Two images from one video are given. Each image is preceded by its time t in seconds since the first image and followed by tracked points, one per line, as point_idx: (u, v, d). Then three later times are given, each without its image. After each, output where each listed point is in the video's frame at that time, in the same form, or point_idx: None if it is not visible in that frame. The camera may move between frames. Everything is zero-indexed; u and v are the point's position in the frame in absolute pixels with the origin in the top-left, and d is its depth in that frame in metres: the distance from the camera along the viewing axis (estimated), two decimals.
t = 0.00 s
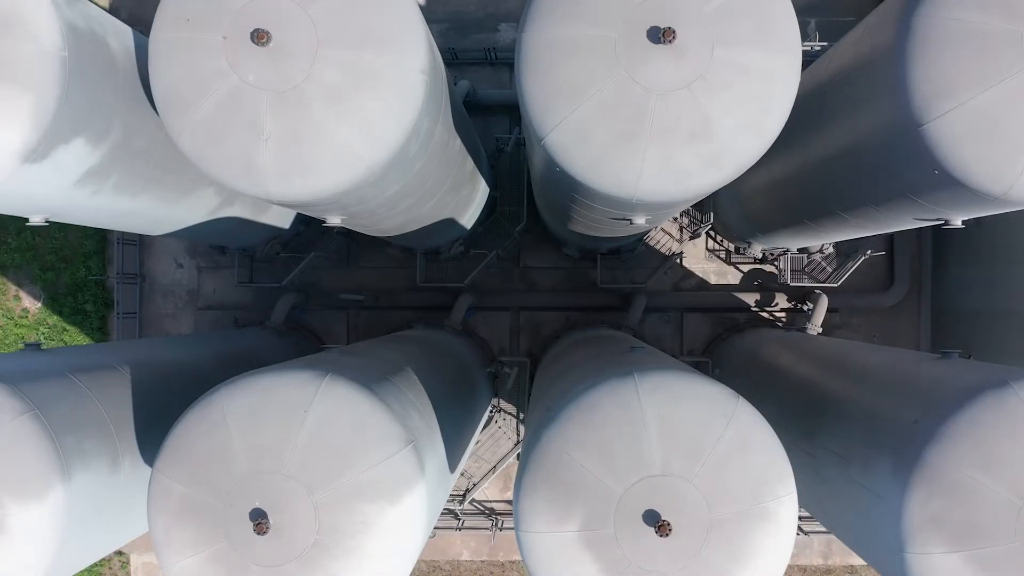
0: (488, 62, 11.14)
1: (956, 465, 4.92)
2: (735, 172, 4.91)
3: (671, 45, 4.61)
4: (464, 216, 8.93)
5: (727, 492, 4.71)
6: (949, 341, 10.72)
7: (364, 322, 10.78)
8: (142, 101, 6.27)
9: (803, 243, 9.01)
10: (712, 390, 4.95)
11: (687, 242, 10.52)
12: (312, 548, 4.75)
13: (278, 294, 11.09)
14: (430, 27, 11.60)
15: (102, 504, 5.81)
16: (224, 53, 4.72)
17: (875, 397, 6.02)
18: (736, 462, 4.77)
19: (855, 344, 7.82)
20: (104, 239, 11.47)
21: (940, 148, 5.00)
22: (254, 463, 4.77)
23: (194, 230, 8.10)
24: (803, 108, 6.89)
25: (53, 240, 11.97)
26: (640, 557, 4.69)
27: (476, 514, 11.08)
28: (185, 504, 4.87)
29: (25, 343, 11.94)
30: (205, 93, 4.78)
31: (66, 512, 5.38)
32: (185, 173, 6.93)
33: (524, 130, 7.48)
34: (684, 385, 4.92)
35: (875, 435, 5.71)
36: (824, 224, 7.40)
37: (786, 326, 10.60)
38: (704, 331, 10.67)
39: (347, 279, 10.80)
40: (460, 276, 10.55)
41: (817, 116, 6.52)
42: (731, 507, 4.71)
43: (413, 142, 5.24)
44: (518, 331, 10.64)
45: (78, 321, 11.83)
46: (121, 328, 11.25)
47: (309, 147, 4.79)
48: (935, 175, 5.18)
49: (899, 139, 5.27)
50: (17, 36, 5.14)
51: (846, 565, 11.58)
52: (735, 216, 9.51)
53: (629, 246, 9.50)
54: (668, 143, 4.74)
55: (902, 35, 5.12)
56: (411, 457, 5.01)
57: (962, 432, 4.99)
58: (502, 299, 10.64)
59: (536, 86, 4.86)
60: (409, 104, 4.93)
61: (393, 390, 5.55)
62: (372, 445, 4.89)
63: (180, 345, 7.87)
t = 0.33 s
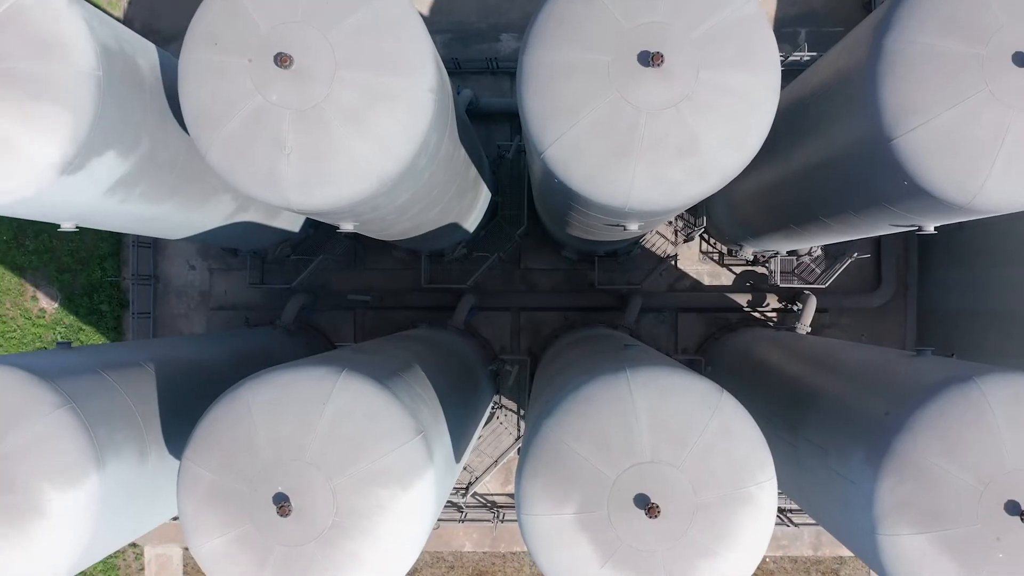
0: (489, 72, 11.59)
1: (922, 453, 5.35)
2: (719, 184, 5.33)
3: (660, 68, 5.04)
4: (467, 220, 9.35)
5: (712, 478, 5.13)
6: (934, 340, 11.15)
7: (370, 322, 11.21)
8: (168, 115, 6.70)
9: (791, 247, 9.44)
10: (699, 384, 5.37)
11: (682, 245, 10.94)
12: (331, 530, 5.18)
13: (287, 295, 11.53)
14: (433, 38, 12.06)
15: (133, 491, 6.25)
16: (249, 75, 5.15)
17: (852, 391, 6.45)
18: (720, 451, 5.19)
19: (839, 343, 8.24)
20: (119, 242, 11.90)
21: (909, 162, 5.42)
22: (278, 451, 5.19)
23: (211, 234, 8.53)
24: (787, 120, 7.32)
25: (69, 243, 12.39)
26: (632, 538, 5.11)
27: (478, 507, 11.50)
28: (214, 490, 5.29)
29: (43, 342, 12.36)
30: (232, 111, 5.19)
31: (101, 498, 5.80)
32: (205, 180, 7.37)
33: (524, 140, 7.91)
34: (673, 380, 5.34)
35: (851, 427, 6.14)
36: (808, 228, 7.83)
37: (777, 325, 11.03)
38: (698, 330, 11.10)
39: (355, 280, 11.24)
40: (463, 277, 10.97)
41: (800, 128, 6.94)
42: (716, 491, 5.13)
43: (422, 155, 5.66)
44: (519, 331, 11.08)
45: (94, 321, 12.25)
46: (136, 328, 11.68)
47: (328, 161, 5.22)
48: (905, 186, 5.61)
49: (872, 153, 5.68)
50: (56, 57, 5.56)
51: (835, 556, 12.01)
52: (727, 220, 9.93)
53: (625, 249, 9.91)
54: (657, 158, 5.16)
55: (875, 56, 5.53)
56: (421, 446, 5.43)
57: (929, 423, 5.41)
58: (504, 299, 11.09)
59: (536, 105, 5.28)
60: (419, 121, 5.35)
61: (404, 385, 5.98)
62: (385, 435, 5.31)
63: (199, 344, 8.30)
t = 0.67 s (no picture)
0: (492, 80, 12.07)
1: (892, 440, 5.82)
2: (705, 194, 5.80)
3: (650, 88, 5.51)
4: (471, 224, 9.81)
5: (699, 464, 5.60)
6: (917, 338, 11.64)
7: (378, 321, 11.69)
8: (193, 127, 7.17)
9: (780, 250, 9.90)
10: (687, 377, 5.84)
11: (676, 247, 11.36)
12: (349, 510, 5.64)
13: (298, 295, 12.00)
14: (438, 47, 12.55)
15: (163, 478, 6.72)
16: (275, 94, 5.61)
17: (832, 385, 6.92)
18: (707, 439, 5.66)
19: (825, 341, 8.71)
20: (135, 244, 12.39)
21: (881, 173, 5.88)
22: (301, 439, 5.67)
23: (228, 237, 9.00)
24: (774, 131, 7.80)
25: (87, 245, 12.87)
26: (626, 518, 5.57)
27: (481, 499, 12.00)
28: (241, 475, 5.76)
29: (62, 341, 12.84)
30: (258, 127, 5.66)
31: (135, 483, 6.27)
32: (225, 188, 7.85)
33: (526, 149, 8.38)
34: (663, 374, 5.82)
35: (829, 418, 6.61)
36: (793, 232, 8.30)
37: (768, 324, 11.50)
38: (692, 329, 11.57)
39: (363, 281, 11.73)
40: (467, 278, 11.46)
41: (785, 139, 7.42)
42: (702, 476, 5.60)
43: (432, 166, 6.13)
44: (520, 330, 11.57)
45: (111, 321, 12.72)
46: (152, 327, 12.17)
47: (347, 172, 5.69)
48: (878, 195, 6.08)
49: (847, 164, 6.15)
50: (95, 76, 6.02)
51: (824, 546, 12.52)
52: (719, 224, 10.41)
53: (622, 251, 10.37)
54: (649, 170, 5.62)
55: (850, 76, 6.01)
56: (431, 435, 5.91)
57: (899, 414, 5.88)
58: (506, 300, 11.57)
59: (538, 121, 5.75)
60: (430, 135, 5.82)
61: (415, 379, 6.45)
62: (399, 424, 5.78)
63: (217, 342, 8.78)
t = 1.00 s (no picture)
0: (494, 88, 12.49)
1: (871, 431, 6.24)
2: (697, 201, 6.23)
3: (645, 103, 5.92)
4: (475, 227, 10.24)
5: (691, 453, 6.02)
6: (906, 337, 12.07)
7: (384, 321, 12.13)
8: (214, 137, 7.60)
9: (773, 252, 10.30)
10: (679, 372, 6.27)
11: (673, 249, 11.81)
12: (365, 496, 6.06)
13: (307, 295, 12.43)
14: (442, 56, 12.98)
15: (188, 468, 7.13)
16: (296, 109, 6.03)
17: (816, 380, 7.34)
18: (698, 430, 6.08)
19: (813, 339, 9.13)
20: (150, 246, 12.82)
21: (861, 182, 6.30)
22: (320, 430, 6.09)
23: (244, 240, 9.42)
24: (764, 139, 8.22)
25: (102, 247, 13.30)
26: (623, 504, 5.98)
27: (484, 493, 12.43)
28: (264, 463, 6.18)
29: (78, 340, 13.26)
30: (280, 139, 6.08)
31: (163, 471, 6.70)
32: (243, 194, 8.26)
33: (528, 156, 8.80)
34: (657, 369, 6.24)
35: (813, 410, 7.03)
36: (782, 236, 8.72)
37: (762, 323, 11.92)
38: (688, 328, 12.00)
39: (370, 282, 12.16)
40: (471, 279, 11.86)
41: (773, 148, 7.84)
42: (694, 463, 6.02)
43: (441, 175, 6.56)
44: (522, 329, 12.00)
45: (126, 320, 13.15)
46: (166, 326, 12.62)
47: (363, 182, 6.11)
48: (859, 202, 6.50)
49: (830, 173, 6.57)
50: (126, 91, 6.44)
51: (817, 539, 12.95)
52: (714, 227, 10.83)
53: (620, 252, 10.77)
54: (644, 179, 6.04)
55: (832, 91, 6.43)
56: (441, 426, 6.33)
57: (877, 406, 6.30)
58: (508, 300, 11.99)
59: (540, 134, 6.18)
60: (440, 147, 6.25)
61: (425, 374, 6.88)
62: (411, 416, 6.21)
63: (233, 340, 9.21)
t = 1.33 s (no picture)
0: (497, 94, 12.92)
1: (853, 422, 6.65)
2: (689, 207, 6.65)
3: (641, 116, 6.34)
4: (480, 229, 10.66)
5: (684, 442, 6.44)
6: (895, 335, 12.48)
7: (391, 320, 12.55)
8: (233, 146, 8.02)
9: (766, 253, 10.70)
10: (673, 366, 6.69)
11: (670, 251, 12.21)
12: (379, 483, 6.47)
13: (315, 295, 12.86)
14: (446, 63, 13.42)
15: (209, 458, 7.55)
16: (314, 121, 6.45)
17: (803, 375, 7.76)
18: (690, 420, 6.50)
19: (803, 337, 9.55)
20: (163, 247, 13.24)
21: (844, 189, 6.71)
22: (337, 421, 6.51)
23: (258, 242, 9.84)
24: (755, 146, 8.63)
25: (117, 248, 13.73)
26: (619, 489, 6.39)
27: (487, 486, 12.84)
28: (284, 452, 6.59)
29: (94, 338, 13.69)
30: (299, 149, 6.49)
31: (187, 460, 7.11)
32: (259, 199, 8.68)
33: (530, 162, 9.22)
34: (653, 364, 6.66)
35: (798, 403, 7.44)
36: (774, 238, 9.13)
37: (756, 322, 12.34)
38: (685, 326, 12.42)
39: (377, 282, 12.58)
40: (474, 279, 12.28)
41: (763, 155, 8.26)
42: (687, 452, 6.43)
43: (449, 182, 6.97)
44: (524, 328, 12.42)
45: (140, 319, 13.57)
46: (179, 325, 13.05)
47: (377, 189, 6.53)
48: (842, 208, 6.91)
49: (815, 180, 6.98)
50: (152, 102, 6.84)
51: (810, 531, 13.36)
52: (709, 229, 11.25)
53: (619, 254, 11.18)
54: (640, 186, 6.45)
55: (816, 103, 6.84)
56: (449, 417, 6.76)
57: (859, 399, 6.70)
58: (511, 300, 12.42)
59: (543, 144, 6.61)
60: (449, 156, 6.67)
61: (433, 370, 7.30)
62: (422, 408, 6.63)
63: (248, 338, 9.63)
